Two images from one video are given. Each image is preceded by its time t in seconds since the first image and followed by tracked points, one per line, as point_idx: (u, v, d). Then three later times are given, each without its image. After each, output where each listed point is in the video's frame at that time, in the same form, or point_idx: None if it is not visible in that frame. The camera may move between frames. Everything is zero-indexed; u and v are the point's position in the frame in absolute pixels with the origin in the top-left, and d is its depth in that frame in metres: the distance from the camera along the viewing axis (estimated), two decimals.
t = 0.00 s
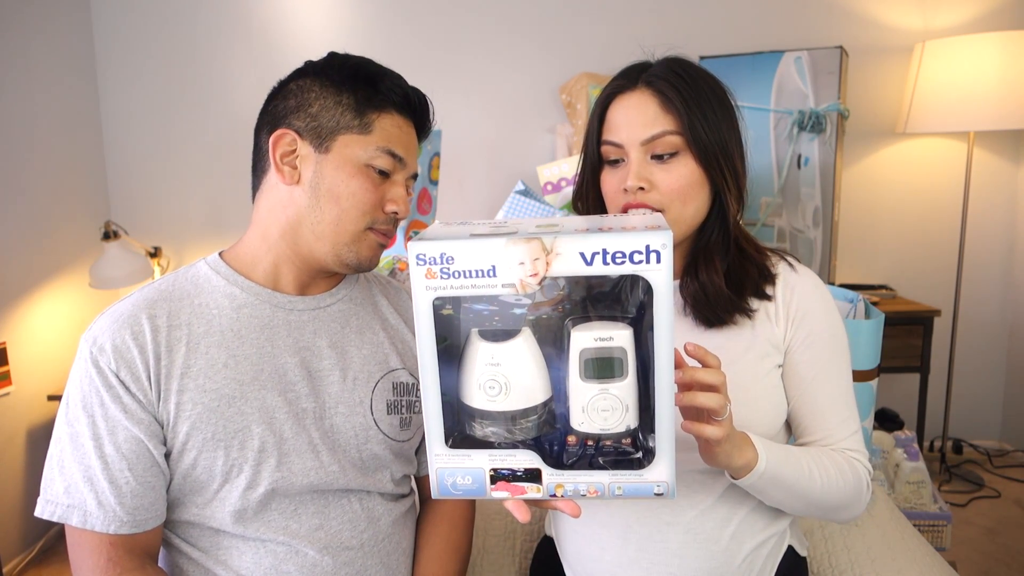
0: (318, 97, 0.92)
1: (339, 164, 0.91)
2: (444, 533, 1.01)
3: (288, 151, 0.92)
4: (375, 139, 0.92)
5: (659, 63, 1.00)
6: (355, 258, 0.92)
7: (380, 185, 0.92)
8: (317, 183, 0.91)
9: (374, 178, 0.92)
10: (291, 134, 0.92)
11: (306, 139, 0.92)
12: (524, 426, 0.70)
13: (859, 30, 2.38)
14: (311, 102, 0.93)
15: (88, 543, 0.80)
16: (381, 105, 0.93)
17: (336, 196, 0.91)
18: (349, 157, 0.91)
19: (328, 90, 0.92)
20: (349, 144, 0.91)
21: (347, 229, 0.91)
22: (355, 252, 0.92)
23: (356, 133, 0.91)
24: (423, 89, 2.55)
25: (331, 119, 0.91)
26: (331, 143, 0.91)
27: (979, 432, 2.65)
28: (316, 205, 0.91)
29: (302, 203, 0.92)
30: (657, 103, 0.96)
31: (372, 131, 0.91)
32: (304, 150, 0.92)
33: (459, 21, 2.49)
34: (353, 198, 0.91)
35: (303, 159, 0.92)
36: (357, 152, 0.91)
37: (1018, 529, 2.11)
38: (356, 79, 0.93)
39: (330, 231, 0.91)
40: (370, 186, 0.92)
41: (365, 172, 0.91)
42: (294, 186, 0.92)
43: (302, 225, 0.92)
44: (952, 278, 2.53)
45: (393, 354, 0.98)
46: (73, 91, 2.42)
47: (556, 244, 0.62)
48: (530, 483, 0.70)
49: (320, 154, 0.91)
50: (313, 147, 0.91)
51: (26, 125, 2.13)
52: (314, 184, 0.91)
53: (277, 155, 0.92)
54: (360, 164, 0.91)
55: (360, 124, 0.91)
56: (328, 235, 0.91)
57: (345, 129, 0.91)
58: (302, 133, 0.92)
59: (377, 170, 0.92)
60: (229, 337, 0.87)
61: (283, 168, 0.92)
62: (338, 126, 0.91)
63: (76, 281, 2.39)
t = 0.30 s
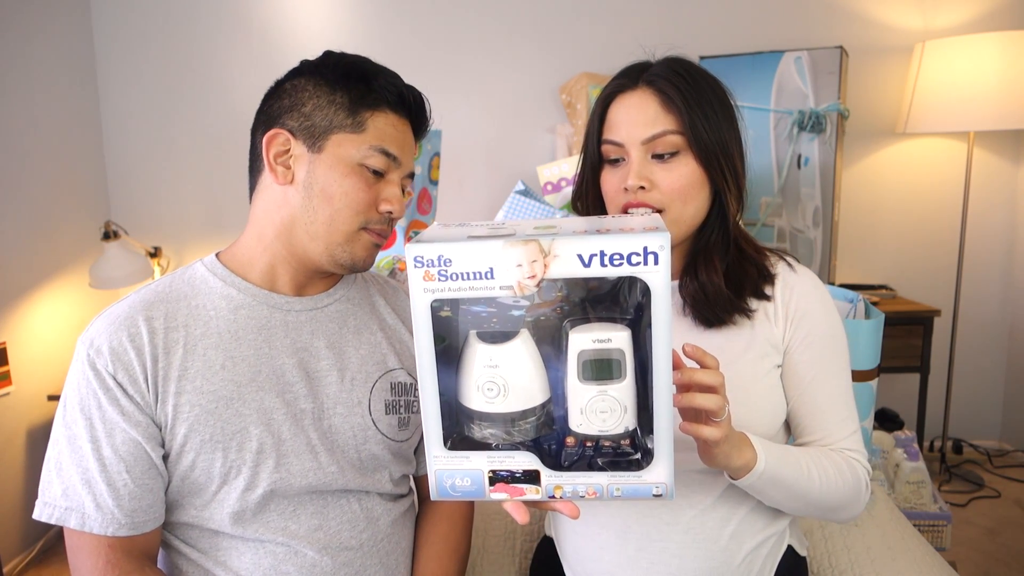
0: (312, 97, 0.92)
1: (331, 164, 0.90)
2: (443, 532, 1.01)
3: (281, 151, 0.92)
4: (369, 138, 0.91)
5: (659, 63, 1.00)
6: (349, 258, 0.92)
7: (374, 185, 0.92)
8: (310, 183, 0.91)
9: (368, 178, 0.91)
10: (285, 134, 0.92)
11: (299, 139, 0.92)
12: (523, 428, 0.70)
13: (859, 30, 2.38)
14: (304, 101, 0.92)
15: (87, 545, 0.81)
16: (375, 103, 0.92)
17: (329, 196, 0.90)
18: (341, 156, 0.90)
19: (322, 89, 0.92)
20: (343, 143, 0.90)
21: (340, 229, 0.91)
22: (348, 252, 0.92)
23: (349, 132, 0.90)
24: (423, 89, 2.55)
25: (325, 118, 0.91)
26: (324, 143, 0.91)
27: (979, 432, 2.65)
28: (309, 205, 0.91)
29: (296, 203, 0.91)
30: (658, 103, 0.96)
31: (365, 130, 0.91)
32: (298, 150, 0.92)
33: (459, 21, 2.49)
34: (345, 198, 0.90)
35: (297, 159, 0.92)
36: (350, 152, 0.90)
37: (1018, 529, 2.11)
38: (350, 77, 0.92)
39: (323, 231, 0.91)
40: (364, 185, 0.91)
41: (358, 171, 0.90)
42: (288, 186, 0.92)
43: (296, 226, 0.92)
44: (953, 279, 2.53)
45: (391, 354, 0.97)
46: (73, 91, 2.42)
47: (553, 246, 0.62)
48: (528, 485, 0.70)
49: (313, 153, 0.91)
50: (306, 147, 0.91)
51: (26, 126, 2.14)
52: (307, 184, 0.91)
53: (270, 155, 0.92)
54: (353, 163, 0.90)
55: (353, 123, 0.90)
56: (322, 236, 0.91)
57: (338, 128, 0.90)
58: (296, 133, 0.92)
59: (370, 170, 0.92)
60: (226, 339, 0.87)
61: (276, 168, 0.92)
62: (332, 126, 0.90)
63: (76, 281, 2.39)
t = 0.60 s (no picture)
0: (307, 97, 0.91)
1: (326, 164, 0.90)
2: (442, 532, 1.01)
3: (277, 152, 0.92)
4: (365, 138, 0.90)
5: (660, 63, 1.00)
6: (344, 260, 0.92)
7: (369, 186, 0.91)
8: (305, 184, 0.90)
9: (363, 179, 0.91)
10: (280, 134, 0.92)
11: (295, 139, 0.92)
12: (525, 429, 0.70)
13: (859, 30, 2.38)
14: (300, 101, 0.92)
15: (85, 547, 0.80)
16: (371, 103, 0.92)
17: (323, 196, 0.90)
18: (337, 157, 0.90)
19: (318, 88, 0.92)
20: (338, 143, 0.90)
21: (334, 231, 0.90)
22: (344, 253, 0.91)
23: (344, 133, 0.90)
24: (423, 89, 2.55)
25: (320, 118, 0.90)
26: (319, 143, 0.90)
27: (979, 432, 2.65)
28: (304, 206, 0.90)
29: (291, 203, 0.91)
30: (658, 103, 0.96)
31: (361, 130, 0.90)
32: (293, 150, 0.92)
33: (459, 21, 2.49)
34: (339, 199, 0.89)
35: (292, 159, 0.92)
36: (345, 152, 0.90)
37: (1018, 529, 2.11)
38: (346, 77, 0.92)
39: (317, 232, 0.90)
40: (359, 186, 0.90)
41: (353, 172, 0.90)
42: (283, 187, 0.92)
43: (291, 226, 0.92)
44: (953, 279, 2.53)
45: (389, 355, 0.97)
46: (74, 91, 2.42)
47: (558, 248, 0.62)
48: (529, 486, 0.69)
49: (308, 154, 0.91)
50: (301, 147, 0.91)
51: (26, 126, 2.14)
52: (301, 185, 0.91)
53: (266, 156, 0.92)
54: (348, 164, 0.90)
55: (348, 123, 0.90)
56: (317, 236, 0.91)
57: (333, 129, 0.90)
58: (292, 133, 0.92)
59: (366, 170, 0.91)
60: (223, 340, 0.87)
61: (272, 169, 0.92)
62: (327, 126, 0.90)
63: (76, 281, 2.39)
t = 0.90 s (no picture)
0: (301, 96, 0.91)
1: (321, 165, 0.89)
2: (443, 532, 1.01)
3: (272, 154, 0.92)
4: (359, 137, 0.89)
5: (663, 63, 1.00)
6: (342, 260, 0.91)
7: (365, 184, 0.90)
8: (300, 184, 0.90)
9: (359, 178, 0.90)
10: (275, 136, 0.92)
11: (289, 140, 0.91)
12: (529, 433, 0.69)
13: (859, 30, 2.38)
14: (294, 102, 0.92)
15: (86, 547, 0.80)
16: (365, 100, 0.90)
17: (319, 197, 0.89)
18: (331, 157, 0.89)
19: (312, 87, 0.91)
20: (332, 143, 0.89)
21: (330, 231, 0.90)
22: (341, 254, 0.91)
23: (338, 132, 0.89)
24: (423, 89, 2.55)
25: (314, 118, 0.90)
26: (313, 143, 0.90)
27: (979, 432, 2.65)
28: (301, 207, 0.90)
29: (288, 204, 0.91)
30: (662, 102, 0.96)
31: (355, 129, 0.89)
32: (288, 151, 0.92)
33: (459, 20, 2.49)
34: (335, 199, 0.89)
35: (287, 161, 0.92)
36: (340, 152, 0.89)
37: (1018, 529, 2.11)
38: (339, 74, 0.91)
39: (314, 233, 0.90)
40: (355, 186, 0.90)
41: (348, 172, 0.89)
42: (280, 189, 0.92)
43: (289, 227, 0.92)
44: (953, 279, 2.53)
45: (388, 355, 0.97)
46: (74, 91, 2.42)
47: (561, 252, 0.62)
48: (536, 489, 0.70)
49: (303, 155, 0.90)
50: (296, 148, 0.91)
51: (26, 125, 2.14)
52: (296, 185, 0.90)
53: (262, 158, 0.92)
54: (343, 163, 0.89)
55: (342, 122, 0.89)
56: (314, 237, 0.90)
57: (328, 128, 0.89)
58: (286, 134, 0.92)
59: (362, 169, 0.90)
60: (224, 340, 0.87)
61: (268, 171, 0.92)
62: (321, 126, 0.90)
63: (76, 281, 2.39)
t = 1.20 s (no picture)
0: (298, 104, 0.90)
1: (317, 176, 0.89)
2: (442, 532, 1.01)
3: (269, 161, 0.92)
4: (356, 147, 0.88)
5: (669, 62, 1.00)
6: (338, 270, 0.91)
7: (361, 196, 0.90)
8: (296, 195, 0.90)
9: (356, 189, 0.89)
10: (272, 143, 0.92)
11: (286, 149, 0.91)
12: (525, 430, 0.70)
13: (859, 31, 2.38)
14: (291, 108, 0.91)
15: (87, 545, 0.80)
16: (361, 109, 0.89)
17: (314, 208, 0.89)
18: (327, 168, 0.88)
19: (309, 94, 0.90)
20: (328, 153, 0.88)
21: (326, 243, 0.90)
22: (337, 264, 0.91)
23: (334, 142, 0.88)
24: (423, 89, 2.54)
25: (312, 126, 0.89)
26: (309, 153, 0.89)
27: (979, 432, 2.65)
28: (297, 217, 0.90)
29: (284, 212, 0.91)
30: (671, 100, 0.96)
31: (351, 139, 0.88)
32: (285, 159, 0.91)
33: (459, 20, 2.49)
34: (330, 211, 0.88)
35: (284, 169, 0.91)
36: (335, 163, 0.88)
37: (1018, 529, 2.11)
38: (336, 81, 0.90)
39: (310, 243, 0.90)
40: (352, 197, 0.89)
41: (345, 183, 0.89)
42: (277, 197, 0.92)
43: (287, 235, 0.92)
44: (953, 279, 2.53)
45: (389, 355, 0.97)
46: (74, 92, 2.42)
47: (555, 249, 0.62)
48: (532, 487, 0.69)
49: (299, 164, 0.90)
50: (292, 157, 0.90)
51: (26, 126, 2.14)
52: (292, 196, 0.90)
53: (259, 165, 0.92)
54: (339, 175, 0.89)
55: (338, 132, 0.88)
56: (310, 247, 0.90)
57: (324, 137, 0.89)
58: (283, 142, 0.91)
59: (358, 180, 0.90)
60: (225, 340, 0.87)
61: (265, 178, 0.92)
62: (318, 136, 0.89)
63: (76, 281, 2.39)
